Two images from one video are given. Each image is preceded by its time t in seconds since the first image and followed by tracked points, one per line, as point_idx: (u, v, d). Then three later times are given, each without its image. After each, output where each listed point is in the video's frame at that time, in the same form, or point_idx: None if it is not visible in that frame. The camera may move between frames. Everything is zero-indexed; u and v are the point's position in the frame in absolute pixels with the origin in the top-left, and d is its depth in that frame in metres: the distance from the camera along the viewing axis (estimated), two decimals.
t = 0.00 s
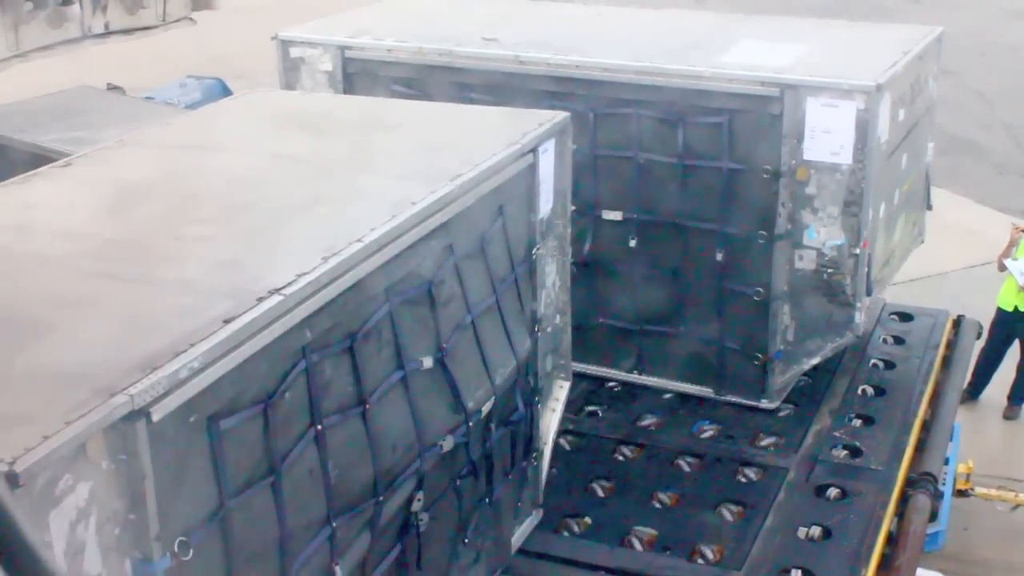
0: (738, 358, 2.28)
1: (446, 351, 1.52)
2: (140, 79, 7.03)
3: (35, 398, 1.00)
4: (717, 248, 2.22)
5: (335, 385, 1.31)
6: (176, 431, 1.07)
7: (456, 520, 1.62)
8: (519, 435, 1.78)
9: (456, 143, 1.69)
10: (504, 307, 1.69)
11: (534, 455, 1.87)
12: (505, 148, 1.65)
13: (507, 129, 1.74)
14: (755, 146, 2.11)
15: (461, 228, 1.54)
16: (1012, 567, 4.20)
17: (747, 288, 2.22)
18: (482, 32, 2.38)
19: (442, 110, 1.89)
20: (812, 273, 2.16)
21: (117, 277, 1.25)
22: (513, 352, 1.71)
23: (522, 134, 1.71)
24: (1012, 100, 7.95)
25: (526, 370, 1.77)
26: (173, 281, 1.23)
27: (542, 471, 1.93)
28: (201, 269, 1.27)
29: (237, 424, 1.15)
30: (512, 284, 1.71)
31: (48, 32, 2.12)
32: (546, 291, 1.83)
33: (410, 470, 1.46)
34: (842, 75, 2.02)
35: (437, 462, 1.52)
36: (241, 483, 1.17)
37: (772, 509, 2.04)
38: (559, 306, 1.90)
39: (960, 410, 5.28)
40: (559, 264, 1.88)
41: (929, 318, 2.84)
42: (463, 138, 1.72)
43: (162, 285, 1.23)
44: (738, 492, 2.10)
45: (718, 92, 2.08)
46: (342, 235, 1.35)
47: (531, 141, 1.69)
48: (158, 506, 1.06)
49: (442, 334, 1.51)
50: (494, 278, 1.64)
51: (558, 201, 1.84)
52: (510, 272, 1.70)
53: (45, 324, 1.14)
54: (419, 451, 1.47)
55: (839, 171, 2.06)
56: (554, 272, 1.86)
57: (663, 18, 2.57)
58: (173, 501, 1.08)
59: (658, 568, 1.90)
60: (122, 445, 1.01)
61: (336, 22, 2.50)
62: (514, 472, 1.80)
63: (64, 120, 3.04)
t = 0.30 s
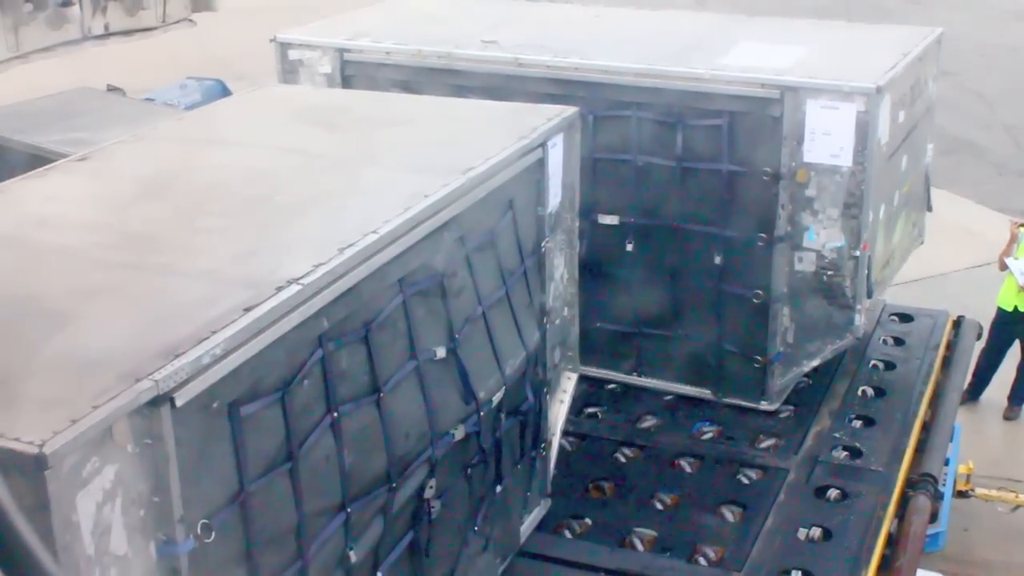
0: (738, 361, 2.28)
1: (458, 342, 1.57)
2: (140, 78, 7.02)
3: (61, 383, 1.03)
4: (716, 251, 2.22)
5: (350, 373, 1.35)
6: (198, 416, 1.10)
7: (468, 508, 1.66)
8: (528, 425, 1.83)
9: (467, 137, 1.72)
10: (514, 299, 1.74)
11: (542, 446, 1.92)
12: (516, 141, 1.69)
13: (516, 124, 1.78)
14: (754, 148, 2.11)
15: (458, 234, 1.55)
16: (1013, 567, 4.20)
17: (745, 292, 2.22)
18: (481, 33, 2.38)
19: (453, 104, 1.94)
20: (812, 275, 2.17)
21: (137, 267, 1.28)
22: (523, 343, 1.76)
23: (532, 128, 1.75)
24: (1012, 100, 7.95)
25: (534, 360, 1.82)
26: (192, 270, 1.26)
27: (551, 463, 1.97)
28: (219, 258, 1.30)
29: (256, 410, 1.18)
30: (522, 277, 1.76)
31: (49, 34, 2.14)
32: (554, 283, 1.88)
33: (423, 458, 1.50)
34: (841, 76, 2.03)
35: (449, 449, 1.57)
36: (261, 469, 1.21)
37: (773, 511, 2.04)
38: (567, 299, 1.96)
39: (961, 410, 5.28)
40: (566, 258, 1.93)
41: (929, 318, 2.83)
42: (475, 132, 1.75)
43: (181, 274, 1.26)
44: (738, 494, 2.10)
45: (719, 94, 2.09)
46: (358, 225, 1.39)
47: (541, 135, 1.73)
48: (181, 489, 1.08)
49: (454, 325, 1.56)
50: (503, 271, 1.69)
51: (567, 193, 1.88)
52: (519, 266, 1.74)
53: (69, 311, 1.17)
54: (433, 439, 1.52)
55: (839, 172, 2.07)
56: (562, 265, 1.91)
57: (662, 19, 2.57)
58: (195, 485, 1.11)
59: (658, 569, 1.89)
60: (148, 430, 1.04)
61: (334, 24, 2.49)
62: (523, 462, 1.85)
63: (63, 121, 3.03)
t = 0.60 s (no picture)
0: (737, 362, 2.29)
1: (469, 331, 1.61)
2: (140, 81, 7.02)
3: (93, 363, 1.07)
4: (717, 251, 2.22)
5: (365, 361, 1.39)
6: (222, 399, 1.14)
7: (478, 496, 1.71)
8: (539, 415, 1.89)
9: (475, 133, 1.77)
10: (525, 291, 1.79)
11: (551, 436, 1.97)
12: (526, 136, 1.74)
13: (526, 119, 1.83)
14: (753, 148, 2.11)
15: (452, 241, 1.56)
16: (1012, 569, 4.20)
17: (744, 293, 2.22)
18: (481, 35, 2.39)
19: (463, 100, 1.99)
20: (812, 277, 2.18)
21: (159, 254, 1.32)
22: (533, 335, 1.81)
23: (542, 123, 1.81)
24: (1011, 102, 7.95)
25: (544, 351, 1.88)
26: (214, 258, 1.30)
27: (559, 455, 2.03)
28: (239, 246, 1.34)
29: (277, 395, 1.23)
30: (532, 269, 1.81)
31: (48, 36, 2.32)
32: (562, 277, 1.94)
33: (436, 445, 1.55)
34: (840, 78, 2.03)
35: (462, 437, 1.61)
36: (282, 452, 1.25)
37: (772, 514, 2.04)
38: (575, 294, 2.01)
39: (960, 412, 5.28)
40: (574, 253, 1.98)
41: (930, 320, 2.83)
42: (485, 127, 1.80)
43: (203, 261, 1.30)
44: (739, 495, 2.10)
45: (719, 96, 2.09)
46: (371, 218, 1.43)
47: (551, 130, 1.79)
48: (207, 469, 1.13)
49: (466, 315, 1.61)
50: (513, 263, 1.73)
51: (575, 188, 1.94)
52: (529, 259, 1.79)
53: (96, 295, 1.21)
54: (444, 427, 1.56)
55: (839, 174, 2.07)
56: (571, 258, 1.97)
57: (661, 20, 2.58)
58: (220, 466, 1.15)
59: (658, 569, 1.90)
60: (175, 411, 1.09)
61: (335, 26, 2.50)
62: (532, 452, 1.90)
63: (63, 122, 3.03)
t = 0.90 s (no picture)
0: (737, 363, 2.29)
1: (482, 323, 1.66)
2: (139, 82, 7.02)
3: (121, 354, 1.10)
4: (716, 253, 2.23)
5: (383, 351, 1.43)
6: (245, 387, 1.17)
7: (491, 486, 1.75)
8: (550, 408, 1.92)
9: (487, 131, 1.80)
10: (536, 285, 1.83)
11: (561, 429, 2.00)
12: (537, 133, 1.79)
13: (536, 117, 1.88)
14: (752, 149, 2.12)
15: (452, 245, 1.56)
16: (1013, 570, 4.20)
17: (745, 293, 2.23)
18: (482, 36, 2.40)
19: (474, 97, 2.03)
20: (812, 278, 2.18)
21: (181, 250, 1.35)
22: (544, 328, 1.85)
23: (552, 119, 1.86)
24: (1011, 103, 7.95)
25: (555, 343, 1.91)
26: (235, 252, 1.33)
27: (567, 447, 2.05)
28: (258, 242, 1.37)
29: (296, 384, 1.25)
30: (542, 264, 1.85)
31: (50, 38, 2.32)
32: (572, 271, 1.98)
33: (451, 435, 1.59)
34: (839, 79, 2.04)
35: (475, 427, 1.65)
36: (301, 440, 1.27)
37: (772, 515, 2.03)
38: (583, 288, 2.04)
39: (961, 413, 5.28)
40: (583, 247, 2.02)
41: (930, 321, 2.83)
42: (496, 125, 1.84)
43: (225, 256, 1.33)
44: (739, 496, 2.10)
45: (718, 98, 2.10)
46: (377, 219, 1.45)
47: (561, 127, 1.83)
48: (231, 455, 1.15)
49: (478, 308, 1.65)
50: (525, 258, 1.78)
51: (584, 185, 1.98)
52: (540, 253, 1.83)
53: (123, 289, 1.24)
54: (459, 418, 1.60)
55: (839, 175, 2.08)
56: (580, 253, 2.00)
57: (662, 21, 2.59)
58: (242, 452, 1.17)
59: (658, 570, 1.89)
60: (201, 398, 1.11)
61: (334, 28, 2.50)
62: (544, 443, 1.94)
63: (63, 125, 3.03)
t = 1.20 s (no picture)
0: (737, 363, 2.29)
1: (493, 315, 1.68)
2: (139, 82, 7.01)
3: (140, 344, 1.11)
4: (717, 253, 2.23)
5: (395, 343, 1.45)
6: (259, 377, 1.19)
7: (501, 475, 1.77)
8: (557, 398, 1.94)
9: (497, 125, 1.82)
10: (544, 277, 1.85)
11: (567, 420, 2.02)
12: (545, 127, 1.80)
13: (543, 111, 1.89)
14: (753, 150, 2.12)
15: (450, 246, 1.56)
16: (1012, 570, 4.20)
17: (747, 294, 2.22)
18: (482, 36, 2.40)
19: (482, 92, 2.04)
20: (813, 278, 2.17)
21: (196, 243, 1.36)
22: (551, 319, 1.87)
23: (559, 114, 1.87)
24: (1011, 103, 7.94)
25: (562, 334, 1.93)
26: (248, 246, 1.35)
27: (574, 438, 2.06)
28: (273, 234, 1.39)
29: (310, 373, 1.27)
30: (550, 256, 1.87)
31: (50, 37, 2.32)
32: (579, 264, 1.99)
33: (462, 425, 1.60)
34: (839, 79, 2.04)
35: (485, 417, 1.67)
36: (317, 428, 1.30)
37: (772, 516, 2.03)
38: (590, 280, 2.05)
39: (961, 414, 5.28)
40: (590, 241, 2.03)
41: (930, 322, 2.83)
42: (505, 119, 1.85)
43: (240, 248, 1.34)
44: (740, 497, 2.10)
45: (718, 97, 2.10)
46: (383, 215, 1.46)
47: (569, 122, 1.84)
48: (247, 443, 1.17)
49: (489, 300, 1.67)
50: (534, 250, 1.80)
51: (591, 177, 1.98)
52: (548, 246, 1.85)
53: (140, 281, 1.25)
54: (471, 408, 1.62)
55: (839, 175, 2.07)
56: (588, 247, 2.02)
57: (662, 21, 2.59)
58: (258, 440, 1.20)
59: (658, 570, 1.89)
60: (218, 387, 1.13)
61: (334, 28, 2.50)
62: (551, 434, 1.96)
63: (64, 125, 3.03)
